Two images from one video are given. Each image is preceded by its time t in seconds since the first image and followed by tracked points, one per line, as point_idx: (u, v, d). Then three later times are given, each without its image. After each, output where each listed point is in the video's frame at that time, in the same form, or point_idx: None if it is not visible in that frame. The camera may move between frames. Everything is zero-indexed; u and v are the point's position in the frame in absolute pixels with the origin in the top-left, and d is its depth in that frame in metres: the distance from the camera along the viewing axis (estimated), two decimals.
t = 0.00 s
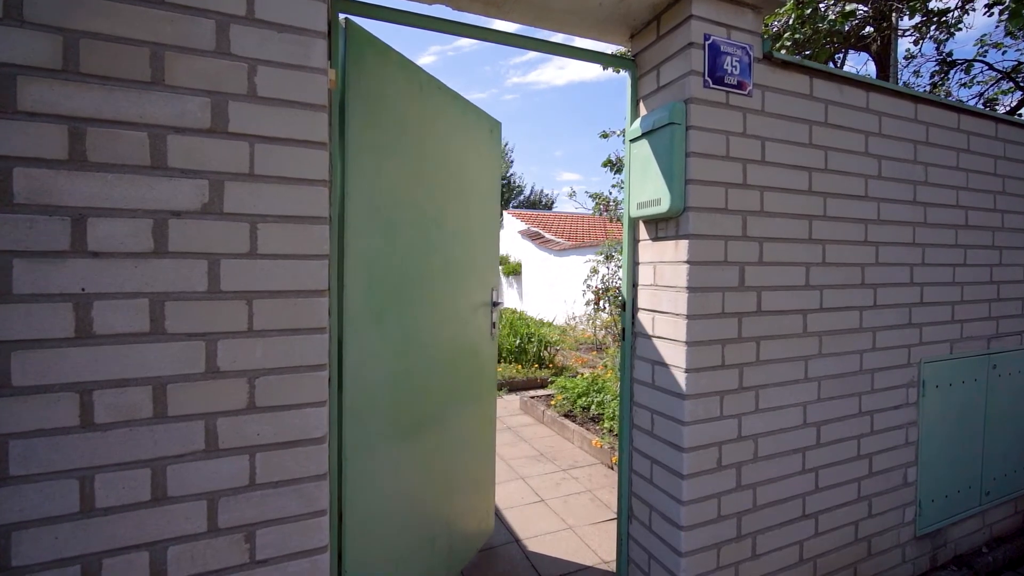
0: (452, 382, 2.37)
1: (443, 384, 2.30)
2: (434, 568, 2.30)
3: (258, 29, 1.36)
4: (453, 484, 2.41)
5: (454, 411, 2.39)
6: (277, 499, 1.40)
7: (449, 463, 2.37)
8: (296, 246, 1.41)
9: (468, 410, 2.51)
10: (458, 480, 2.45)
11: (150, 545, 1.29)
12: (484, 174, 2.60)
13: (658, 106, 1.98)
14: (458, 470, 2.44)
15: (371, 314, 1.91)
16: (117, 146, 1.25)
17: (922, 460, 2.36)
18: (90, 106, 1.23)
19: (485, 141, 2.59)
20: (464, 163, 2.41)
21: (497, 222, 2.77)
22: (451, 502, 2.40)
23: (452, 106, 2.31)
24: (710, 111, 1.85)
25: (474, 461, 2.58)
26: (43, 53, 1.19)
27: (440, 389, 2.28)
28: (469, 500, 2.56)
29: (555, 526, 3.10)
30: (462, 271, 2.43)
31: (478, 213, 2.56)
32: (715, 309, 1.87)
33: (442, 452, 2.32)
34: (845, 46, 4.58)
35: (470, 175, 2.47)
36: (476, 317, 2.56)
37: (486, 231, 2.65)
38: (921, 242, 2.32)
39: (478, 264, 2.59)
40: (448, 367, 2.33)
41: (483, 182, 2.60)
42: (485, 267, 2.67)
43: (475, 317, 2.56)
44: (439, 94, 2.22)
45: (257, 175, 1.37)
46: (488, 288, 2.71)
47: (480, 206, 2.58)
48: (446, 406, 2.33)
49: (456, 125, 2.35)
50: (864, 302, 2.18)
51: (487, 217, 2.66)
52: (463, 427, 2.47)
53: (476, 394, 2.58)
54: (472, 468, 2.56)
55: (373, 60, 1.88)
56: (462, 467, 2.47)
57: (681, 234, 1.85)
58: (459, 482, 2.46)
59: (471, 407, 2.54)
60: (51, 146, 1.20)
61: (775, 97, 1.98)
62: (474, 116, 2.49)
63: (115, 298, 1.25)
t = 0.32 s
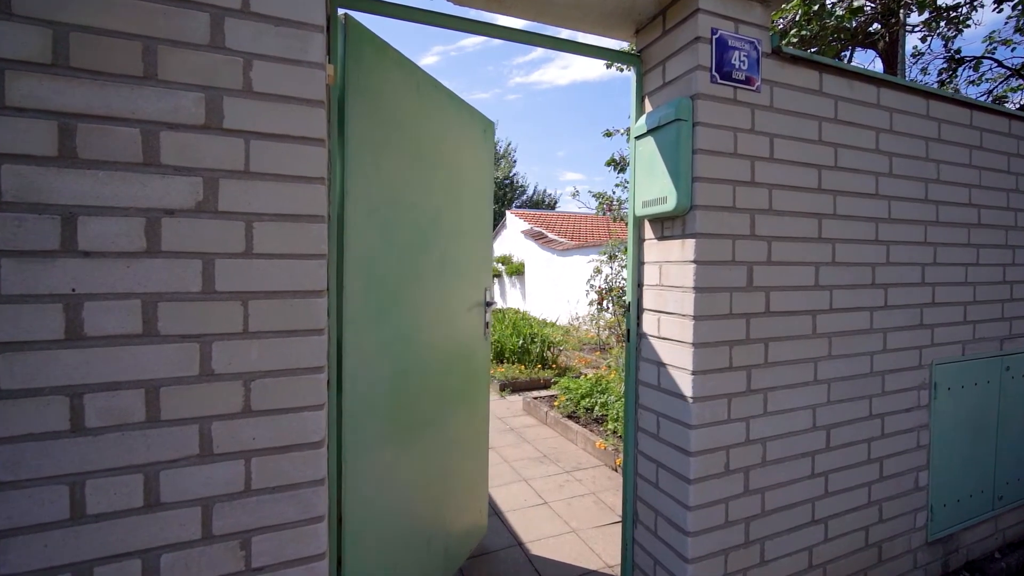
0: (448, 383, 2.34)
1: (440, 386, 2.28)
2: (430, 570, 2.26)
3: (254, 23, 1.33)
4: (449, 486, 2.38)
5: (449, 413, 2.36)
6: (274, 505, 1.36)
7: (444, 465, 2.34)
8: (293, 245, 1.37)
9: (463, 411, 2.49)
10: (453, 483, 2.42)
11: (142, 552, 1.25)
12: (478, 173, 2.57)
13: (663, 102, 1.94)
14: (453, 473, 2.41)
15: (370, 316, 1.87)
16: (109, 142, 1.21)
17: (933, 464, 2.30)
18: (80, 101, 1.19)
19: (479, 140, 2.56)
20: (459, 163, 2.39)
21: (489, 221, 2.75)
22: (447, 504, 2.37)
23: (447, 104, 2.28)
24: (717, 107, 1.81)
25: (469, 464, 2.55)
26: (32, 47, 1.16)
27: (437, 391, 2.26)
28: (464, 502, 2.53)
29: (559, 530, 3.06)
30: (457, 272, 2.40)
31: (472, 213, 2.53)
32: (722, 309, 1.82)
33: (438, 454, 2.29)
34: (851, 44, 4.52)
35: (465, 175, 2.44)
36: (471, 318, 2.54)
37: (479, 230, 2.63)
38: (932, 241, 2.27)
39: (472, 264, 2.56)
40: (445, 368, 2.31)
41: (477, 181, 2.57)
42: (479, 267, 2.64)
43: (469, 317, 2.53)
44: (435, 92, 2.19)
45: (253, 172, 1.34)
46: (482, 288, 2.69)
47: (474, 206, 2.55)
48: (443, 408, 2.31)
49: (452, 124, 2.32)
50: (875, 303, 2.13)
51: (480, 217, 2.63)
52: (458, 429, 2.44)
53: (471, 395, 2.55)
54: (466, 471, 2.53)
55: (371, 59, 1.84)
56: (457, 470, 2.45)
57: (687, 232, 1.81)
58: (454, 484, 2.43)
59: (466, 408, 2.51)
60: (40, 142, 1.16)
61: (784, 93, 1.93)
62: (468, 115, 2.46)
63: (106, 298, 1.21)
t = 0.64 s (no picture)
0: (444, 384, 2.31)
1: (436, 387, 2.25)
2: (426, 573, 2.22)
3: (249, 16, 1.29)
4: (444, 488, 2.35)
5: (445, 414, 2.33)
6: (270, 512, 1.33)
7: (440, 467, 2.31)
8: (288, 244, 1.33)
9: (458, 412, 2.46)
10: (448, 485, 2.39)
11: (134, 561, 1.22)
12: (473, 172, 2.54)
13: (670, 98, 1.90)
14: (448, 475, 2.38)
15: (369, 318, 1.83)
16: (98, 138, 1.18)
17: (946, 469, 2.25)
18: (70, 96, 1.16)
19: (473, 138, 2.53)
20: (455, 161, 2.36)
21: (483, 221, 2.72)
22: (442, 506, 2.34)
23: (443, 103, 2.24)
24: (725, 103, 1.76)
25: (463, 465, 2.52)
26: (20, 41, 1.12)
27: (433, 392, 2.23)
28: (458, 504, 2.50)
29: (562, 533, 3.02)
30: (452, 271, 2.37)
31: (467, 212, 2.50)
32: (731, 310, 1.78)
33: (434, 456, 2.26)
34: (859, 41, 4.46)
35: (461, 174, 2.41)
36: (465, 318, 2.51)
37: (473, 230, 2.59)
38: (945, 241, 2.22)
39: (466, 264, 2.53)
40: (441, 369, 2.28)
41: (472, 180, 2.54)
42: (473, 266, 2.61)
43: (464, 317, 2.50)
44: (432, 89, 2.16)
45: (248, 169, 1.30)
46: (475, 288, 2.65)
47: (469, 205, 2.52)
48: (438, 410, 2.28)
49: (448, 122, 2.29)
50: (887, 303, 2.08)
51: (474, 216, 2.60)
52: (453, 431, 2.41)
53: (465, 396, 2.52)
54: (460, 473, 2.49)
55: (371, 54, 1.81)
56: (453, 472, 2.41)
57: (694, 232, 1.77)
58: (449, 486, 2.39)
59: (461, 409, 2.48)
60: (27, 138, 1.13)
61: (793, 89, 1.89)
62: (463, 113, 2.43)
63: (96, 299, 1.18)
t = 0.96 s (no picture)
0: (441, 385, 2.28)
1: (433, 389, 2.22)
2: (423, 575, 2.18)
3: (244, 8, 1.25)
4: (441, 491, 2.32)
5: (442, 416, 2.31)
6: (265, 519, 1.29)
7: (437, 469, 2.28)
8: (284, 243, 1.30)
9: (454, 413, 2.43)
10: (445, 487, 2.36)
11: (123, 570, 1.18)
12: (468, 172, 2.52)
13: (676, 94, 1.85)
14: (445, 477, 2.35)
15: (368, 319, 1.79)
16: (88, 133, 1.14)
17: (959, 474, 2.20)
18: (57, 90, 1.12)
19: (468, 138, 2.50)
20: (452, 161, 2.33)
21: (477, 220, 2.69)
22: (439, 507, 2.30)
23: (440, 101, 2.21)
24: (733, 99, 1.72)
25: (459, 467, 2.49)
26: (6, 33, 1.09)
27: (431, 394, 2.20)
28: (454, 505, 2.46)
29: (565, 537, 2.97)
30: (447, 271, 2.34)
31: (462, 211, 2.47)
32: (739, 311, 1.73)
33: (431, 458, 2.23)
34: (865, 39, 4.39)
35: (456, 173, 2.38)
36: (461, 318, 2.48)
37: (467, 229, 2.57)
38: (958, 240, 2.17)
39: (461, 264, 2.50)
40: (438, 371, 2.25)
41: (467, 180, 2.51)
42: (468, 267, 2.59)
43: (460, 317, 2.47)
44: (428, 87, 2.12)
45: (242, 166, 1.26)
46: (471, 288, 2.62)
47: (463, 204, 2.49)
48: (435, 411, 2.25)
49: (444, 121, 2.25)
50: (899, 304, 2.03)
51: (469, 216, 2.57)
52: (449, 432, 2.39)
53: (461, 397, 2.50)
54: (455, 476, 2.47)
55: (370, 51, 1.77)
56: (449, 474, 2.38)
57: (702, 230, 1.72)
58: (445, 487, 2.36)
59: (456, 410, 2.45)
60: (14, 133, 1.09)
61: (803, 84, 1.84)
62: (459, 112, 2.40)
63: (85, 300, 1.14)
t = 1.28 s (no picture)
0: (437, 386, 2.25)
1: (429, 390, 2.19)
2: None
3: None
4: (436, 493, 2.28)
5: (437, 417, 2.27)
6: (261, 526, 1.25)
7: (432, 471, 2.24)
8: (280, 242, 1.26)
9: (449, 414, 2.40)
10: (439, 489, 2.33)
11: None
12: (462, 170, 2.48)
13: (683, 89, 1.81)
14: (440, 478, 2.32)
15: (366, 319, 1.76)
16: (77, 129, 1.11)
17: (974, 479, 2.15)
18: (45, 84, 1.08)
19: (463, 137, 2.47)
20: (447, 160, 2.30)
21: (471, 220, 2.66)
22: (434, 510, 2.27)
23: (436, 99, 2.19)
24: (742, 94, 1.67)
25: (453, 469, 2.46)
26: None
27: (426, 394, 2.17)
28: (450, 507, 2.43)
29: (569, 541, 2.92)
30: (442, 271, 2.31)
31: (456, 212, 2.45)
32: (748, 312, 1.68)
33: (427, 459, 2.19)
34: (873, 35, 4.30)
35: (451, 172, 2.35)
36: (455, 319, 2.45)
37: (461, 230, 2.54)
38: (973, 239, 2.11)
39: (455, 264, 2.47)
40: (433, 371, 2.22)
41: (461, 180, 2.48)
42: (461, 266, 2.55)
43: (454, 317, 2.44)
44: (425, 86, 2.09)
45: (237, 163, 1.22)
46: (465, 288, 2.59)
47: (458, 204, 2.47)
48: (431, 413, 2.22)
49: (439, 120, 2.23)
50: (912, 305, 1.98)
51: (463, 216, 2.55)
52: (444, 434, 2.35)
53: (455, 398, 2.46)
54: (450, 478, 2.43)
55: (369, 48, 1.74)
56: (444, 476, 2.35)
57: (710, 229, 1.68)
58: (440, 489, 2.33)
59: (451, 411, 2.42)
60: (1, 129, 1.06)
61: (814, 79, 1.79)
62: (453, 109, 2.37)
63: (74, 301, 1.11)
